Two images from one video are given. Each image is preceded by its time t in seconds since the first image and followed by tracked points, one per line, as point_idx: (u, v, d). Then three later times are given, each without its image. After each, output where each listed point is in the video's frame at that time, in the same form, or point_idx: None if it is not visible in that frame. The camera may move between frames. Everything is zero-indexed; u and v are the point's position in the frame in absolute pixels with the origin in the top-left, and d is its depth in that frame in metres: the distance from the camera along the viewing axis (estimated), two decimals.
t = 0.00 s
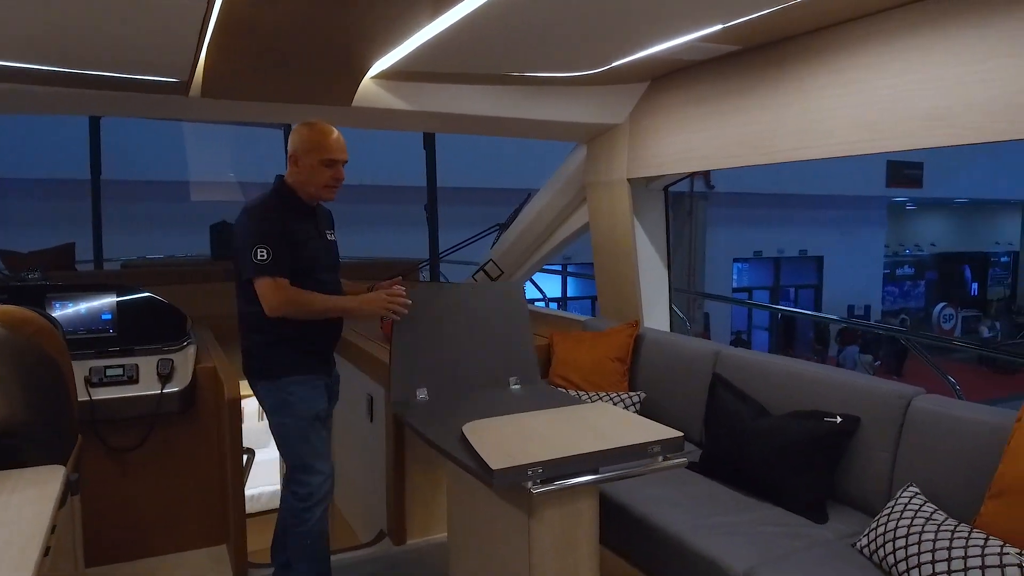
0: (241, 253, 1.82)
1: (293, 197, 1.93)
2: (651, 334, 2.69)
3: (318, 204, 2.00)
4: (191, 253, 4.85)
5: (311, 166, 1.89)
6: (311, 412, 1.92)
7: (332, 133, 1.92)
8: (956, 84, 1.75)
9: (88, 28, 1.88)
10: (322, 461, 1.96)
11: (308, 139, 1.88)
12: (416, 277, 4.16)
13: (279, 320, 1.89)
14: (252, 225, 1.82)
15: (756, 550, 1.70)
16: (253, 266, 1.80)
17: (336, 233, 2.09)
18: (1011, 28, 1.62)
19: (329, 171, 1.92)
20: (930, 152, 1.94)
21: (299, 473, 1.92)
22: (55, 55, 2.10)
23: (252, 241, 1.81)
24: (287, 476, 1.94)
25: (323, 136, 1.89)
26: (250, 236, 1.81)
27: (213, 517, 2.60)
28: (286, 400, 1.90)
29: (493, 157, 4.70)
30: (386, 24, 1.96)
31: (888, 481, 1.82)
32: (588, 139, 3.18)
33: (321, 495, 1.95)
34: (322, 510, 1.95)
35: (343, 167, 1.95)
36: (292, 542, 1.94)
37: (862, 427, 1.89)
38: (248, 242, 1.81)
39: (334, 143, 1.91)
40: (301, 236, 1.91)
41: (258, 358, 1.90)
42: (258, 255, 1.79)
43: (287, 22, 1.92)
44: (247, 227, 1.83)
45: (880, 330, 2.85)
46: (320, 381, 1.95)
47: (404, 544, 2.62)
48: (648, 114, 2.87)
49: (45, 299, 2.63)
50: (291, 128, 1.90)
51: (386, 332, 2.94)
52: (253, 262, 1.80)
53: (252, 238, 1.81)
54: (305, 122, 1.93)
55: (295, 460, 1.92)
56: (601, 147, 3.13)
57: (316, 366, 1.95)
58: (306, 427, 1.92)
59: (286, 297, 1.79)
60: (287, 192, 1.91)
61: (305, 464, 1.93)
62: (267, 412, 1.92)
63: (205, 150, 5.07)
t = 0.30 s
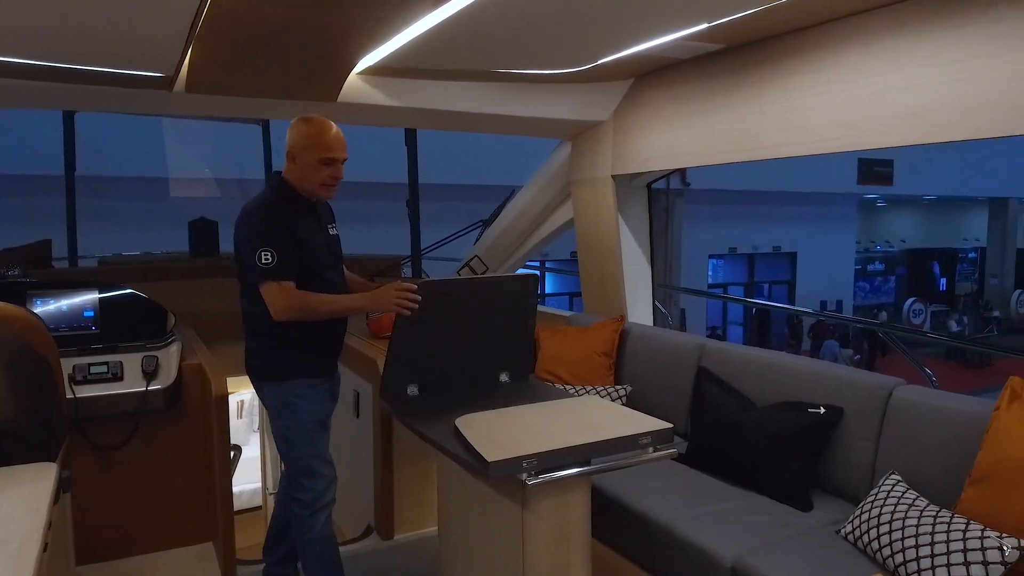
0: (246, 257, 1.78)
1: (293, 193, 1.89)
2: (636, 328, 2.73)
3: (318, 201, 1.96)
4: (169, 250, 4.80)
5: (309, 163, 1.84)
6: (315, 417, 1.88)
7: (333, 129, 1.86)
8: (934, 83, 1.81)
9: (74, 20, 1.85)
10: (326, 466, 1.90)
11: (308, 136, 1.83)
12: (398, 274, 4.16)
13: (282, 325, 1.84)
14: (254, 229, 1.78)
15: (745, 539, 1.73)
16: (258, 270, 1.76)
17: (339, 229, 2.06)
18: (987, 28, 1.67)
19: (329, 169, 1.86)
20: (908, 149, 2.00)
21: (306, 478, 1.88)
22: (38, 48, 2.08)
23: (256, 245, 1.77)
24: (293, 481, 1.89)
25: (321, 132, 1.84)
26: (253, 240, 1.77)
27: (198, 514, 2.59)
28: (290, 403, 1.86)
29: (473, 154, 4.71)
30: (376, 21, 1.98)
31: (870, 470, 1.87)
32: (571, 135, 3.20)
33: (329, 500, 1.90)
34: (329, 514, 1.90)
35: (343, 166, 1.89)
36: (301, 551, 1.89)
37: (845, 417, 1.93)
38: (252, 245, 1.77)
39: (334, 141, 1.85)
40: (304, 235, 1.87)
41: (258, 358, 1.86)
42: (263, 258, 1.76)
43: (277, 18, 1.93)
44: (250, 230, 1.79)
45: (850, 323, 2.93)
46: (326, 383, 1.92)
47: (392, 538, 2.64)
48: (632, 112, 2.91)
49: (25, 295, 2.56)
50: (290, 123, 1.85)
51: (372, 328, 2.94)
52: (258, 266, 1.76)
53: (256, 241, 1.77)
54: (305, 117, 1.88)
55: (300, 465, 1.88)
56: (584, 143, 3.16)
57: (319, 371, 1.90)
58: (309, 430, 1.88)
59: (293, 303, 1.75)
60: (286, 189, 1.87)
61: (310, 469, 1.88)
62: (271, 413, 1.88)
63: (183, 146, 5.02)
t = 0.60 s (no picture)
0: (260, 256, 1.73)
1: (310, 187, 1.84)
2: (623, 321, 2.77)
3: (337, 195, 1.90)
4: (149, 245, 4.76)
5: (329, 159, 1.77)
6: (331, 417, 1.87)
7: (355, 124, 1.79)
8: (916, 80, 1.86)
9: (63, 14, 1.84)
10: (337, 469, 1.89)
11: (328, 130, 1.76)
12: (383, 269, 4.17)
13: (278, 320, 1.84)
14: (270, 227, 1.73)
15: (736, 525, 1.77)
16: (272, 270, 1.71)
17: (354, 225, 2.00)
18: (968, 28, 1.72)
19: (349, 166, 1.80)
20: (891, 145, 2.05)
21: (316, 482, 1.86)
22: (25, 42, 2.05)
23: (271, 243, 1.72)
24: (304, 482, 1.88)
25: (343, 128, 1.77)
26: (269, 238, 1.72)
27: (188, 509, 2.59)
28: (305, 404, 1.83)
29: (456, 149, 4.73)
30: (368, 17, 1.98)
31: (855, 457, 1.92)
32: (558, 130, 3.22)
33: (338, 503, 1.90)
34: (337, 516, 1.90)
35: (364, 162, 1.83)
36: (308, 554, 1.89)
37: (830, 406, 1.98)
38: (266, 245, 1.71)
39: (355, 136, 1.78)
40: (320, 234, 1.81)
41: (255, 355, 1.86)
42: (278, 258, 1.70)
43: (269, 13, 1.93)
44: (265, 227, 1.73)
45: (827, 315, 2.99)
46: (338, 382, 1.89)
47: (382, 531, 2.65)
48: (619, 107, 2.94)
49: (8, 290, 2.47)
50: (311, 114, 1.78)
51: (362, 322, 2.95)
52: (272, 266, 1.71)
53: (271, 240, 1.72)
54: (329, 108, 1.80)
55: (309, 469, 1.86)
56: (571, 138, 3.19)
57: (335, 371, 1.88)
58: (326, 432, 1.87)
59: (307, 307, 1.71)
60: (303, 182, 1.82)
61: (321, 473, 1.87)
62: (284, 412, 1.85)
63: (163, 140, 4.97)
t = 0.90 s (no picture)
0: (280, 255, 1.71)
1: (332, 184, 1.81)
2: (616, 315, 2.79)
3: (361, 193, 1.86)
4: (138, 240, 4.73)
5: (351, 157, 1.74)
6: (333, 416, 1.88)
7: (380, 123, 1.75)
8: (905, 78, 1.89)
9: (59, 9, 1.84)
10: (337, 467, 1.90)
11: (352, 128, 1.72)
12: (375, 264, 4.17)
13: (278, 316, 1.85)
14: (291, 228, 1.71)
15: (730, 515, 1.81)
16: (294, 272, 1.70)
17: (371, 224, 1.99)
18: (955, 27, 1.76)
19: (371, 166, 1.76)
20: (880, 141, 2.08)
21: (316, 480, 1.87)
22: (18, 37, 2.05)
23: (293, 244, 1.70)
24: (304, 481, 1.89)
25: (368, 128, 1.73)
26: (290, 239, 1.71)
27: (182, 504, 2.60)
28: (305, 401, 1.84)
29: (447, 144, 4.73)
30: (364, 13, 2.00)
31: (845, 448, 1.96)
32: (550, 126, 3.24)
33: (338, 502, 1.91)
34: (337, 514, 1.91)
35: (388, 162, 1.78)
36: (308, 552, 1.90)
37: (821, 398, 2.02)
38: (288, 246, 1.70)
39: (379, 136, 1.74)
40: (339, 234, 1.81)
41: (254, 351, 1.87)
42: (300, 260, 1.70)
43: (265, 9, 1.93)
44: (286, 226, 1.71)
45: (814, 309, 3.02)
46: (339, 379, 1.90)
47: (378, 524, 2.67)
48: (612, 103, 2.96)
49: None
50: (336, 110, 1.75)
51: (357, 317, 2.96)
52: (294, 267, 1.70)
53: (292, 240, 1.71)
54: (356, 105, 1.76)
55: (309, 468, 1.87)
56: (563, 134, 3.21)
57: (339, 369, 1.89)
58: (328, 431, 1.88)
59: (327, 310, 1.71)
60: (323, 179, 1.80)
61: (320, 471, 1.88)
62: (285, 412, 1.87)
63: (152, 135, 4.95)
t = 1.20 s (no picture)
0: (283, 252, 1.72)
1: (337, 180, 1.81)
2: (606, 308, 2.81)
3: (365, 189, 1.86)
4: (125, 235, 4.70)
5: (356, 155, 1.73)
6: (332, 412, 1.88)
7: (386, 121, 1.73)
8: (892, 72, 1.92)
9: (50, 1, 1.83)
10: (334, 461, 1.91)
11: (357, 126, 1.71)
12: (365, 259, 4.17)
13: (274, 310, 1.85)
14: (296, 225, 1.71)
15: (722, 504, 1.83)
16: (298, 270, 1.70)
17: (373, 220, 1.99)
18: (942, 22, 1.79)
19: (376, 164, 1.75)
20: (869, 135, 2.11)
21: (314, 475, 1.88)
22: (7, 29, 2.03)
23: (297, 243, 1.71)
24: (302, 476, 1.89)
25: (373, 125, 1.71)
26: (294, 237, 1.71)
27: (173, 498, 2.60)
28: (301, 395, 1.85)
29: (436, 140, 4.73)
30: (357, 7, 2.00)
31: (833, 438, 1.99)
32: (540, 120, 3.25)
33: (336, 495, 1.91)
34: (335, 508, 1.91)
35: (394, 160, 1.77)
36: (305, 545, 1.90)
37: (808, 388, 2.05)
38: (292, 244, 1.70)
39: (385, 134, 1.72)
40: (342, 231, 1.81)
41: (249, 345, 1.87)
42: (304, 258, 1.70)
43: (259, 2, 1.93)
44: (290, 224, 1.71)
45: (801, 302, 3.04)
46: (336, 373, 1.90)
47: (371, 518, 2.67)
48: (602, 97, 2.98)
49: None
50: (341, 106, 1.73)
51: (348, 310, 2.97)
52: (298, 266, 1.70)
53: (296, 238, 1.71)
54: (361, 101, 1.74)
55: (307, 462, 1.88)
56: (554, 128, 3.22)
57: (337, 364, 1.89)
58: (327, 428, 1.88)
59: (329, 309, 1.72)
60: (327, 176, 1.79)
61: (319, 466, 1.88)
62: (284, 407, 1.88)
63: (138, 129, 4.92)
